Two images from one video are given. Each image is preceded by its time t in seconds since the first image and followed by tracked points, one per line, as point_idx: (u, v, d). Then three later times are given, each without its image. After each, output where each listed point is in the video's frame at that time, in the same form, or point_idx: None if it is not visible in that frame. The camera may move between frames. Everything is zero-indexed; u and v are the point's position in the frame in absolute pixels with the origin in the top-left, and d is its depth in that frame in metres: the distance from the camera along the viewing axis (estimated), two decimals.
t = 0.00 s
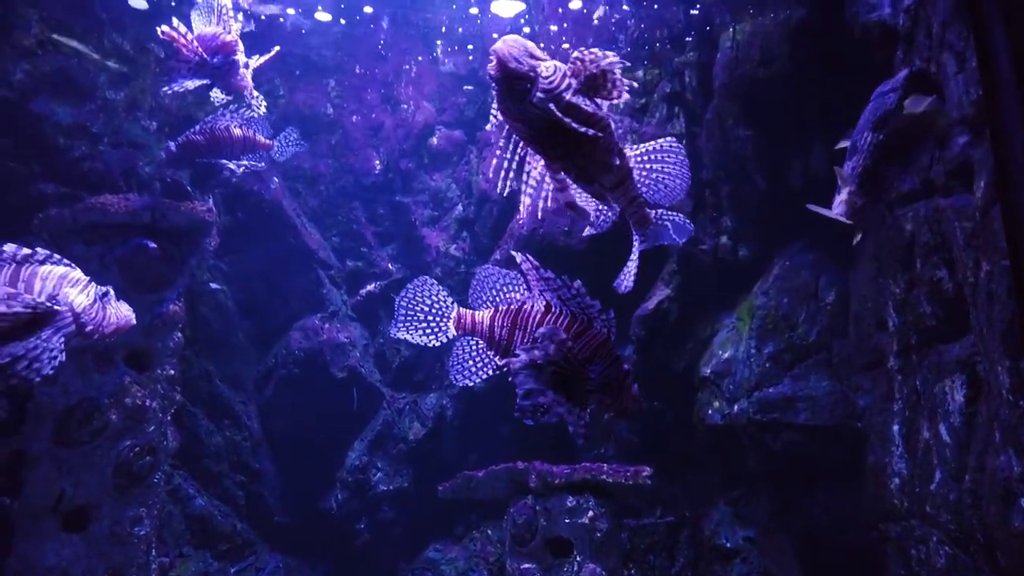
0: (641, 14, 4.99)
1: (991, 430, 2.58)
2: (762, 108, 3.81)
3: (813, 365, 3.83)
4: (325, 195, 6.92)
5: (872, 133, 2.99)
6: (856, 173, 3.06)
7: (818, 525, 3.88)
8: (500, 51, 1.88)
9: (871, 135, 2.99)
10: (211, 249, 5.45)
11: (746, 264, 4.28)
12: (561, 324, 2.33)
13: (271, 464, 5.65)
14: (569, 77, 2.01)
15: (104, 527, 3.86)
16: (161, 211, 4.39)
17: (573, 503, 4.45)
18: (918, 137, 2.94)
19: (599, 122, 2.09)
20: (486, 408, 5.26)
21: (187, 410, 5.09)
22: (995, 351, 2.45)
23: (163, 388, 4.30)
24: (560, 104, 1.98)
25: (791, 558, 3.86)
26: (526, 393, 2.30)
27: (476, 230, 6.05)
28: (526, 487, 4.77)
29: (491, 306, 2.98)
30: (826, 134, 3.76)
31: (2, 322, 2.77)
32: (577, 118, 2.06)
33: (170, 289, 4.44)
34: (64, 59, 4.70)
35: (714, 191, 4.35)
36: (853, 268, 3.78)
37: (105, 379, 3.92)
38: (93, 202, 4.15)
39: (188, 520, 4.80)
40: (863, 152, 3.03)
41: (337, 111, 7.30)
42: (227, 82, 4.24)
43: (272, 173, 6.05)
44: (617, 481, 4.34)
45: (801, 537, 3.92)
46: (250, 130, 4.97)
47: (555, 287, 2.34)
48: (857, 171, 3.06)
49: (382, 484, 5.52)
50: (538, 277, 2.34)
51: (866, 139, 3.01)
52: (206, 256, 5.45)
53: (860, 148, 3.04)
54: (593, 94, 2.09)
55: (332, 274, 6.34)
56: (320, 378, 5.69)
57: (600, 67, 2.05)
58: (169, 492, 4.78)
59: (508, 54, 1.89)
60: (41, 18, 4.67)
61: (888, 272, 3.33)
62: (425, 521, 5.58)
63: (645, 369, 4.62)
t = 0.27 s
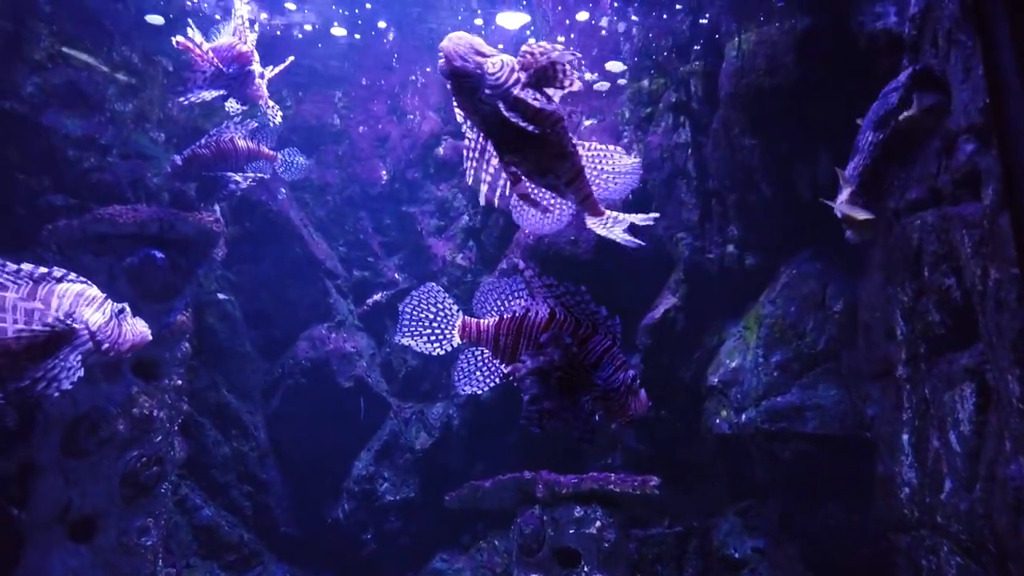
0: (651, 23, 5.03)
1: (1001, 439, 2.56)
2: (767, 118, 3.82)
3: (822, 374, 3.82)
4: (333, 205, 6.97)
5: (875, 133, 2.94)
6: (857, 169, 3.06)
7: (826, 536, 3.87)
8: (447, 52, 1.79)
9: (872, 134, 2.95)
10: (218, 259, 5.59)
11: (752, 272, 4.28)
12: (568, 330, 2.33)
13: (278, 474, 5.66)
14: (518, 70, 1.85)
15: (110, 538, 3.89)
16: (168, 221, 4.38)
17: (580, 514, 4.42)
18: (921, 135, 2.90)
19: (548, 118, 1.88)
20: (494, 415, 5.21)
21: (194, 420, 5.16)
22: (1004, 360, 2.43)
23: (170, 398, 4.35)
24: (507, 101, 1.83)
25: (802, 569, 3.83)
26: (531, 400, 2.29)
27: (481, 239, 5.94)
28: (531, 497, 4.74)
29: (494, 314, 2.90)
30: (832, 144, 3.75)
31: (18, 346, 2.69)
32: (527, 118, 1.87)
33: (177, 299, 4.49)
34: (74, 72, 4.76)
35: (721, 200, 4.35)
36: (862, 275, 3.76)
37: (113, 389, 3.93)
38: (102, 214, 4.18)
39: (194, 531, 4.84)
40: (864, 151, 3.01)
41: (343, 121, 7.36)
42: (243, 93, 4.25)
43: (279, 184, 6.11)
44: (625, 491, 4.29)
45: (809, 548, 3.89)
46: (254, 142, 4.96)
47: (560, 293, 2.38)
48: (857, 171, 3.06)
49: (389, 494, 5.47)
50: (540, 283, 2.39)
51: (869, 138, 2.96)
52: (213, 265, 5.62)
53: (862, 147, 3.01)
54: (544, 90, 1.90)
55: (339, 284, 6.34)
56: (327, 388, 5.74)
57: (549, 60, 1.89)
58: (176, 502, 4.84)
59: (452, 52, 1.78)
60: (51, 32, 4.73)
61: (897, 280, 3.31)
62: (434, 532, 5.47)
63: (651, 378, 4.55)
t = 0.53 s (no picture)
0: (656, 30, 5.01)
1: (1009, 445, 2.55)
2: (771, 123, 3.81)
3: (827, 381, 3.81)
4: (337, 212, 6.98)
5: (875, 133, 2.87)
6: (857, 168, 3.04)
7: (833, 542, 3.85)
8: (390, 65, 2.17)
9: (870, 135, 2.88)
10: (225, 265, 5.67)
11: (758, 278, 4.27)
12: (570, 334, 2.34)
13: (283, 482, 5.66)
14: (455, 68, 2.23)
15: (116, 544, 3.86)
16: (172, 228, 4.40)
17: (586, 520, 4.25)
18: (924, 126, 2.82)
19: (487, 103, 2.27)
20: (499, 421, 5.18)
21: (198, 427, 5.17)
22: (1013, 366, 2.40)
23: (175, 405, 4.30)
24: (446, 105, 2.26)
25: None
26: (532, 402, 2.31)
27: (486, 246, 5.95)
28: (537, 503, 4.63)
29: (497, 318, 2.85)
30: (838, 147, 3.76)
31: (30, 366, 2.80)
32: (465, 116, 2.31)
33: (183, 306, 4.51)
34: (80, 80, 4.81)
35: (725, 206, 4.34)
36: (868, 281, 3.74)
37: (119, 395, 3.95)
38: (109, 220, 4.26)
39: (199, 538, 4.85)
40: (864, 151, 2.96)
41: (348, 129, 7.33)
42: (259, 98, 4.23)
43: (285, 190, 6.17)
44: (630, 498, 4.23)
45: (819, 557, 3.86)
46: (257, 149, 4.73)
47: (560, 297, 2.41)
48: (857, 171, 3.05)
49: (394, 501, 5.49)
50: (544, 288, 2.41)
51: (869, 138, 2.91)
52: (219, 272, 5.63)
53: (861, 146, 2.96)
54: (482, 80, 2.29)
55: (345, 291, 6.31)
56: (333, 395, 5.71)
57: (480, 51, 2.26)
58: (181, 509, 4.87)
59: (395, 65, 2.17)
60: (58, 41, 4.77)
61: (903, 285, 3.29)
62: (439, 538, 5.50)
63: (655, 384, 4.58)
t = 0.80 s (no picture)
0: (663, 35, 5.08)
1: (1014, 450, 2.54)
2: (773, 127, 3.82)
3: (831, 385, 3.79)
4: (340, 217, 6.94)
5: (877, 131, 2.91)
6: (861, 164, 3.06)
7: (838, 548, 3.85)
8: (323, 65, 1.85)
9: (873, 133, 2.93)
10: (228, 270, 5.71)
11: (762, 282, 4.28)
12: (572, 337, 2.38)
13: (287, 487, 5.66)
14: (396, 69, 1.86)
15: (119, 549, 3.88)
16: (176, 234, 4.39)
17: (589, 526, 4.19)
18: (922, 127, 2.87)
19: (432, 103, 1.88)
20: (500, 426, 5.17)
21: (202, 432, 5.23)
22: (1017, 370, 2.39)
23: (179, 409, 4.33)
24: (385, 107, 1.89)
25: None
26: (534, 402, 2.21)
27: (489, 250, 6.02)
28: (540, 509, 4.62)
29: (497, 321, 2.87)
30: (842, 152, 3.72)
31: (47, 378, 2.61)
32: (405, 119, 1.94)
33: (186, 311, 4.51)
34: (84, 86, 4.86)
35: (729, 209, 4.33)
36: (871, 283, 3.73)
37: (123, 399, 3.94)
38: (112, 226, 4.25)
39: (202, 543, 4.86)
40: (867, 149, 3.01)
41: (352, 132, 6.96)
42: (279, 101, 4.19)
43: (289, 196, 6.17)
44: (634, 503, 4.18)
45: (823, 560, 3.88)
46: (257, 156, 4.69)
47: (562, 301, 2.49)
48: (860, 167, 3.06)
49: (397, 505, 5.47)
50: (544, 290, 2.51)
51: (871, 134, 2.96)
52: (222, 276, 5.64)
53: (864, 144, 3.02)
54: (426, 81, 1.90)
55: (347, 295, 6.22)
56: (336, 399, 5.72)
57: (428, 51, 1.87)
58: (184, 514, 4.89)
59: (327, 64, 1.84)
60: (62, 47, 4.87)
61: (907, 288, 3.27)
62: (443, 543, 5.46)
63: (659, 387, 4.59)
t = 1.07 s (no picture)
0: (668, 36, 5.01)
1: None
2: (776, 127, 3.80)
3: (835, 388, 3.77)
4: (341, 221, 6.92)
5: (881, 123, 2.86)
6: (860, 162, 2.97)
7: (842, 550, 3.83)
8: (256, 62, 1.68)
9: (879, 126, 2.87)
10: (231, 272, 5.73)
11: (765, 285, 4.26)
12: (575, 339, 2.37)
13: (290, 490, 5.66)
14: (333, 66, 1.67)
15: (121, 552, 3.85)
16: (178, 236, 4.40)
17: (592, 529, 4.14)
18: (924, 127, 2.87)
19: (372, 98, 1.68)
20: (502, 428, 5.23)
21: (204, 434, 5.18)
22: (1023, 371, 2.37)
23: (181, 412, 4.34)
24: (324, 108, 1.70)
25: None
26: (537, 404, 2.21)
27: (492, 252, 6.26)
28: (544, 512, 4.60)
29: (498, 323, 2.90)
30: (845, 153, 3.72)
31: (60, 390, 2.58)
32: (347, 121, 1.73)
33: (189, 312, 4.47)
34: (87, 88, 4.87)
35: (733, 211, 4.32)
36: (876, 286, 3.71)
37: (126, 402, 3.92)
38: (115, 228, 4.31)
39: (205, 545, 4.82)
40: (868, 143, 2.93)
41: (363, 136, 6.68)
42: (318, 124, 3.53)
43: (291, 198, 6.07)
44: (637, 505, 4.17)
45: (826, 563, 3.87)
46: (259, 160, 4.67)
47: (564, 304, 2.48)
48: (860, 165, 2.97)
49: (400, 508, 5.42)
50: (544, 292, 2.49)
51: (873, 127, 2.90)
52: (225, 279, 5.68)
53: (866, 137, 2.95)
54: (368, 80, 1.71)
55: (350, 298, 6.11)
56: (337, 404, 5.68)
57: (366, 49, 1.70)
58: (186, 517, 4.85)
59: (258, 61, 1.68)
60: (66, 49, 4.88)
61: (912, 290, 3.25)
62: (445, 545, 5.48)
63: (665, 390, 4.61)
